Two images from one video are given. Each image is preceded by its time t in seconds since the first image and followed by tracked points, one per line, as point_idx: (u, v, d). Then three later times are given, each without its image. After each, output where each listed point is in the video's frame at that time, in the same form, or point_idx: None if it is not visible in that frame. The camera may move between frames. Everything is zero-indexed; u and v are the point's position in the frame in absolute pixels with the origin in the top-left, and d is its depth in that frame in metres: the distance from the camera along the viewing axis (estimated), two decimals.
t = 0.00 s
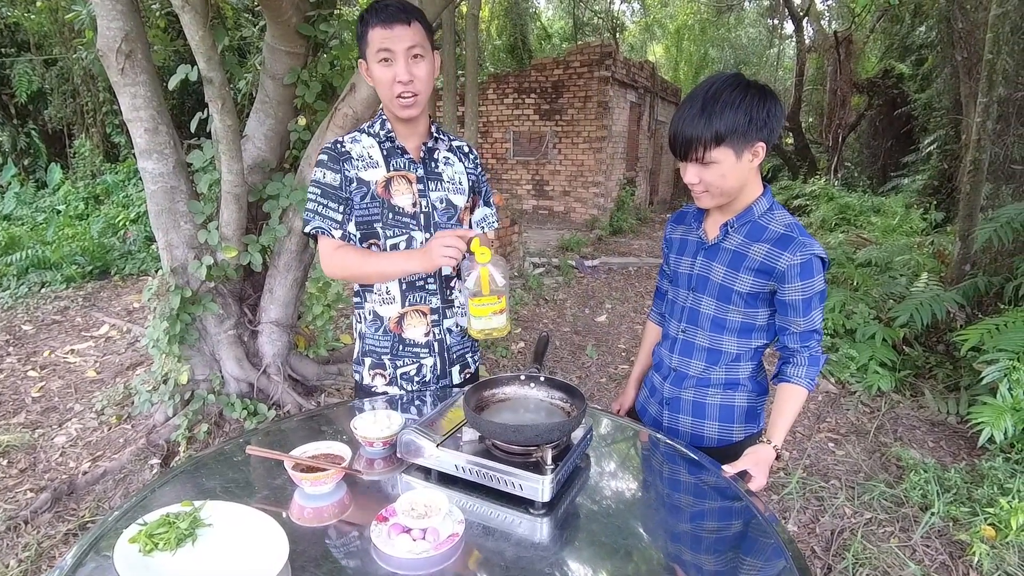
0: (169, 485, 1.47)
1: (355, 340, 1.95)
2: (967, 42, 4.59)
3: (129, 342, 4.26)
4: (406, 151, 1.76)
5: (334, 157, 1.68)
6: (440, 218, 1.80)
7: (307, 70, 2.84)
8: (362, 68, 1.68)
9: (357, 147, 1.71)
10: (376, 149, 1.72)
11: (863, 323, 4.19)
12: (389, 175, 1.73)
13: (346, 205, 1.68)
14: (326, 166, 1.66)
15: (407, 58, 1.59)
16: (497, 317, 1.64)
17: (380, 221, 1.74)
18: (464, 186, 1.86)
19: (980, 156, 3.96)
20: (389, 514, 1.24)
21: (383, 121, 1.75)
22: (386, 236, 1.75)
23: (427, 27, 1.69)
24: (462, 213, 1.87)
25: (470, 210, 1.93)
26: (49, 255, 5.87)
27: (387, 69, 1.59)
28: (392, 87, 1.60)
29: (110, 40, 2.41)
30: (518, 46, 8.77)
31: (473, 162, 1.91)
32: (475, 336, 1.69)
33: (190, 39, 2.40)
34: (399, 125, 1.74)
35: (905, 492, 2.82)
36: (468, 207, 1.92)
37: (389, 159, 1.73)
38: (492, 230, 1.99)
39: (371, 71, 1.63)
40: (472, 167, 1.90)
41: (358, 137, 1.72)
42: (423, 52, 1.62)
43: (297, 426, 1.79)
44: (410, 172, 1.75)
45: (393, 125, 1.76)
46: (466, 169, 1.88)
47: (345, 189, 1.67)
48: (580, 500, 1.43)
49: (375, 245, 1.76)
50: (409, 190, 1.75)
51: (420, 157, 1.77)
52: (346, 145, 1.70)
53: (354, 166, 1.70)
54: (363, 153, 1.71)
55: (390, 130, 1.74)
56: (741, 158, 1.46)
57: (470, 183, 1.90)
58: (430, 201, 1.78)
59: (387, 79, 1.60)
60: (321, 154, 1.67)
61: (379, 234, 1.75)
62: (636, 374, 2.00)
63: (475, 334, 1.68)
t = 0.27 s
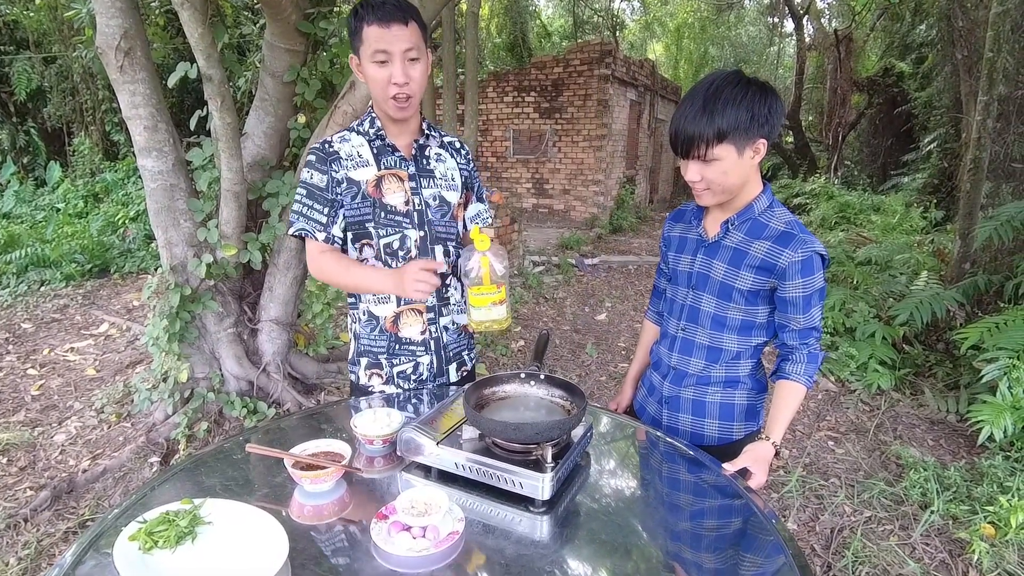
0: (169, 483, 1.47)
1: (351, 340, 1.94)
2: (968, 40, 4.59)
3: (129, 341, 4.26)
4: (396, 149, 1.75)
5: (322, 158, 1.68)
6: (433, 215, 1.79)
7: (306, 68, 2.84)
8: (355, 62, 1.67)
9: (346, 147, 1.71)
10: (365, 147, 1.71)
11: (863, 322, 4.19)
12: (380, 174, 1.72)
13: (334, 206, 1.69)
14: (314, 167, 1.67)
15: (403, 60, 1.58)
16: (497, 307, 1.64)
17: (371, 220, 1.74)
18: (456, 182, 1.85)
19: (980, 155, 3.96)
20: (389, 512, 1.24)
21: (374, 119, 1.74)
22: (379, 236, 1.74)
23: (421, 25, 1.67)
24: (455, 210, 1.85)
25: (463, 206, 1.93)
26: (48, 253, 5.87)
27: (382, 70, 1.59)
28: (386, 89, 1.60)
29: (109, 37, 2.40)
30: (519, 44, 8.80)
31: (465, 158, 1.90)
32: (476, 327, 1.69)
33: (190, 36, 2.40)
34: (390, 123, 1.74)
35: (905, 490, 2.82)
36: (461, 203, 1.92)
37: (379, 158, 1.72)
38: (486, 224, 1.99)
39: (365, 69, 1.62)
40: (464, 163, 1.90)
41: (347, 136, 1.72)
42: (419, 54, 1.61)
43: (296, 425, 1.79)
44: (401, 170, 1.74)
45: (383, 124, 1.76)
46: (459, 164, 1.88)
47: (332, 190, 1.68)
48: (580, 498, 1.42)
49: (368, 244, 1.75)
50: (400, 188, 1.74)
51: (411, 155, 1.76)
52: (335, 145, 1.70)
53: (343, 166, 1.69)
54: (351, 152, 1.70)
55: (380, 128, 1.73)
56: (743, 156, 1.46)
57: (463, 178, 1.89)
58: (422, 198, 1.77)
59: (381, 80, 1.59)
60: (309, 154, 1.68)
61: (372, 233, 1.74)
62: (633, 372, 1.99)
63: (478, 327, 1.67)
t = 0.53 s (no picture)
0: (169, 483, 1.47)
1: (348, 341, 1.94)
2: (968, 39, 4.58)
3: (129, 340, 4.25)
4: (385, 154, 1.72)
5: (309, 168, 1.65)
6: (427, 217, 1.78)
7: (306, 68, 2.83)
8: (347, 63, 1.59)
9: (333, 155, 1.67)
10: (352, 154, 1.68)
11: (863, 321, 4.18)
12: (370, 180, 1.70)
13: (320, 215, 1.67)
14: (300, 178, 1.64)
15: (404, 77, 1.55)
16: (511, 299, 1.69)
17: (363, 226, 1.72)
18: (447, 179, 1.83)
19: (981, 154, 3.95)
20: (390, 513, 1.24)
21: (360, 124, 1.70)
22: (372, 242, 1.73)
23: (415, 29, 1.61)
24: (449, 208, 1.84)
25: (461, 200, 1.94)
26: (48, 253, 5.86)
27: (383, 86, 1.55)
28: (384, 105, 1.57)
29: (109, 37, 2.40)
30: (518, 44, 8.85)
31: (456, 153, 1.89)
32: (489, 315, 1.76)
33: (189, 36, 2.39)
34: (376, 128, 1.71)
35: (905, 490, 2.82)
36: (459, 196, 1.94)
37: (368, 164, 1.69)
38: (487, 215, 2.01)
39: (360, 78, 1.56)
40: (455, 158, 1.89)
41: (333, 143, 1.68)
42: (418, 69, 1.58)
43: (297, 425, 1.79)
44: (392, 173, 1.72)
45: (370, 128, 1.72)
46: (450, 159, 1.87)
47: (318, 201, 1.65)
48: (581, 498, 1.42)
49: (362, 250, 1.74)
50: (391, 193, 1.72)
51: (401, 158, 1.74)
52: (321, 153, 1.66)
53: (331, 174, 1.66)
54: (339, 160, 1.67)
55: (367, 134, 1.70)
56: (742, 155, 1.46)
57: (455, 174, 1.88)
58: (415, 200, 1.76)
59: (380, 95, 1.56)
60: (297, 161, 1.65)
61: (365, 239, 1.73)
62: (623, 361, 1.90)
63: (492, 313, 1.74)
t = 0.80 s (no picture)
0: (169, 482, 1.46)
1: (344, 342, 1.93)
2: (968, 39, 4.58)
3: (128, 339, 4.25)
4: (378, 155, 1.73)
5: (307, 173, 1.65)
6: (423, 217, 1.79)
7: (306, 66, 2.83)
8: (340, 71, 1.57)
9: (328, 158, 1.66)
10: (347, 157, 1.68)
11: (863, 321, 4.18)
12: (366, 183, 1.70)
13: (326, 221, 1.66)
14: (300, 184, 1.64)
15: (398, 90, 1.56)
16: (518, 296, 1.77)
17: (364, 230, 1.72)
18: (441, 176, 1.84)
19: (981, 154, 3.93)
20: (391, 512, 1.23)
21: (353, 127, 1.71)
22: (372, 245, 1.74)
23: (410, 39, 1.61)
24: (445, 206, 1.85)
25: (456, 195, 1.95)
26: (47, 252, 5.85)
27: (376, 99, 1.56)
28: (376, 117, 1.59)
29: (108, 35, 2.39)
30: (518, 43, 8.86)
31: (449, 148, 1.89)
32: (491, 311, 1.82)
33: (189, 34, 2.39)
34: (368, 130, 1.72)
35: (906, 489, 2.82)
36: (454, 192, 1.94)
37: (364, 166, 1.70)
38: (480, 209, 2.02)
39: (353, 88, 1.57)
40: (449, 154, 1.89)
41: (328, 146, 1.67)
42: (412, 82, 1.60)
43: (297, 425, 1.78)
44: (387, 175, 1.73)
45: (361, 130, 1.73)
46: (444, 156, 1.87)
47: (324, 206, 1.65)
48: (581, 498, 1.42)
49: (361, 253, 1.74)
50: (388, 194, 1.73)
51: (395, 158, 1.75)
52: (317, 157, 1.66)
53: (330, 178, 1.66)
54: (335, 163, 1.67)
55: (359, 136, 1.70)
56: (734, 152, 1.46)
57: (450, 170, 1.89)
58: (411, 200, 1.76)
59: (372, 107, 1.57)
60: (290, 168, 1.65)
61: (364, 243, 1.73)
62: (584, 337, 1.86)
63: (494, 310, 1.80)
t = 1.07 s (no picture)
0: (165, 480, 1.46)
1: (347, 343, 1.89)
2: (966, 40, 4.58)
3: (124, 337, 4.23)
4: (389, 157, 1.71)
5: (327, 176, 1.61)
6: (428, 218, 1.79)
7: (304, 63, 2.82)
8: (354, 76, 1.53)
9: (346, 161, 1.64)
10: (363, 159, 1.65)
11: (860, 321, 4.19)
12: (382, 186, 1.68)
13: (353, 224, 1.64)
14: (322, 188, 1.60)
15: (411, 98, 1.55)
16: (508, 292, 1.82)
17: (381, 233, 1.70)
18: (444, 176, 1.84)
19: (978, 154, 3.92)
20: (388, 510, 1.23)
21: (366, 131, 1.67)
22: (387, 247, 1.72)
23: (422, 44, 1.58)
24: (446, 205, 1.85)
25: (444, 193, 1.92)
26: (43, 249, 5.83)
27: (389, 106, 1.54)
28: (386, 123, 1.58)
29: (105, 31, 2.38)
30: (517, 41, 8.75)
31: (445, 147, 1.89)
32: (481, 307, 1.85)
33: (186, 30, 2.37)
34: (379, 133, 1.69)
35: (903, 488, 2.82)
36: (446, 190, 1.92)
37: (378, 169, 1.67)
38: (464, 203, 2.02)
39: (364, 95, 1.54)
40: (446, 152, 1.88)
41: (342, 149, 1.64)
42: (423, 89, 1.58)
43: (294, 423, 1.77)
44: (398, 177, 1.71)
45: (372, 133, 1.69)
46: (442, 154, 1.86)
47: (348, 209, 1.63)
48: (579, 497, 1.41)
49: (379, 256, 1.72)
50: (401, 197, 1.72)
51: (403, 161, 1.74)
52: (335, 161, 1.62)
53: (350, 181, 1.63)
54: (353, 166, 1.64)
55: (372, 139, 1.68)
56: (723, 150, 1.45)
57: (448, 169, 1.89)
58: (418, 201, 1.76)
59: (383, 114, 1.56)
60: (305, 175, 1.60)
61: (380, 246, 1.72)
62: (581, 336, 1.83)
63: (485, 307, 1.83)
